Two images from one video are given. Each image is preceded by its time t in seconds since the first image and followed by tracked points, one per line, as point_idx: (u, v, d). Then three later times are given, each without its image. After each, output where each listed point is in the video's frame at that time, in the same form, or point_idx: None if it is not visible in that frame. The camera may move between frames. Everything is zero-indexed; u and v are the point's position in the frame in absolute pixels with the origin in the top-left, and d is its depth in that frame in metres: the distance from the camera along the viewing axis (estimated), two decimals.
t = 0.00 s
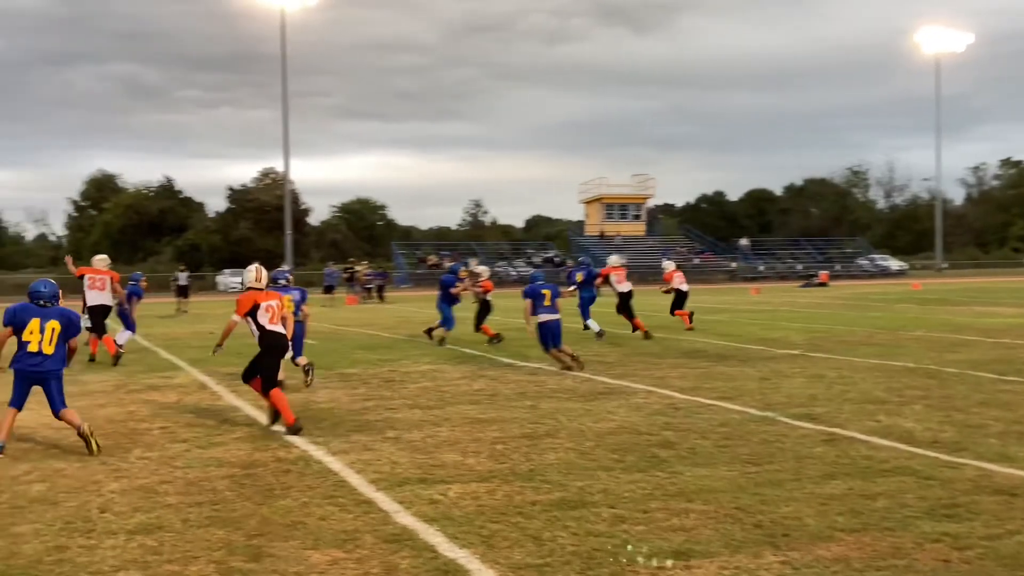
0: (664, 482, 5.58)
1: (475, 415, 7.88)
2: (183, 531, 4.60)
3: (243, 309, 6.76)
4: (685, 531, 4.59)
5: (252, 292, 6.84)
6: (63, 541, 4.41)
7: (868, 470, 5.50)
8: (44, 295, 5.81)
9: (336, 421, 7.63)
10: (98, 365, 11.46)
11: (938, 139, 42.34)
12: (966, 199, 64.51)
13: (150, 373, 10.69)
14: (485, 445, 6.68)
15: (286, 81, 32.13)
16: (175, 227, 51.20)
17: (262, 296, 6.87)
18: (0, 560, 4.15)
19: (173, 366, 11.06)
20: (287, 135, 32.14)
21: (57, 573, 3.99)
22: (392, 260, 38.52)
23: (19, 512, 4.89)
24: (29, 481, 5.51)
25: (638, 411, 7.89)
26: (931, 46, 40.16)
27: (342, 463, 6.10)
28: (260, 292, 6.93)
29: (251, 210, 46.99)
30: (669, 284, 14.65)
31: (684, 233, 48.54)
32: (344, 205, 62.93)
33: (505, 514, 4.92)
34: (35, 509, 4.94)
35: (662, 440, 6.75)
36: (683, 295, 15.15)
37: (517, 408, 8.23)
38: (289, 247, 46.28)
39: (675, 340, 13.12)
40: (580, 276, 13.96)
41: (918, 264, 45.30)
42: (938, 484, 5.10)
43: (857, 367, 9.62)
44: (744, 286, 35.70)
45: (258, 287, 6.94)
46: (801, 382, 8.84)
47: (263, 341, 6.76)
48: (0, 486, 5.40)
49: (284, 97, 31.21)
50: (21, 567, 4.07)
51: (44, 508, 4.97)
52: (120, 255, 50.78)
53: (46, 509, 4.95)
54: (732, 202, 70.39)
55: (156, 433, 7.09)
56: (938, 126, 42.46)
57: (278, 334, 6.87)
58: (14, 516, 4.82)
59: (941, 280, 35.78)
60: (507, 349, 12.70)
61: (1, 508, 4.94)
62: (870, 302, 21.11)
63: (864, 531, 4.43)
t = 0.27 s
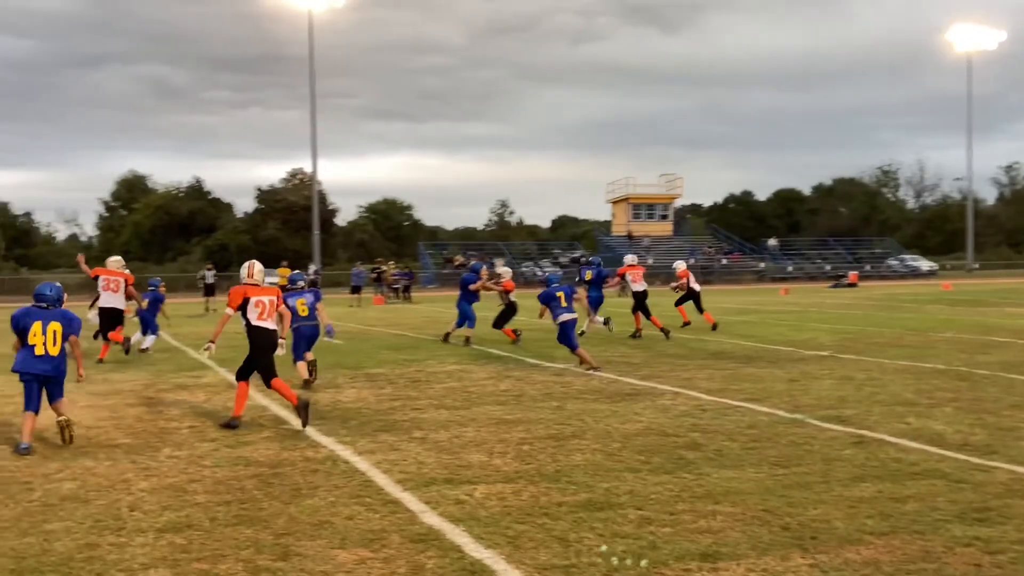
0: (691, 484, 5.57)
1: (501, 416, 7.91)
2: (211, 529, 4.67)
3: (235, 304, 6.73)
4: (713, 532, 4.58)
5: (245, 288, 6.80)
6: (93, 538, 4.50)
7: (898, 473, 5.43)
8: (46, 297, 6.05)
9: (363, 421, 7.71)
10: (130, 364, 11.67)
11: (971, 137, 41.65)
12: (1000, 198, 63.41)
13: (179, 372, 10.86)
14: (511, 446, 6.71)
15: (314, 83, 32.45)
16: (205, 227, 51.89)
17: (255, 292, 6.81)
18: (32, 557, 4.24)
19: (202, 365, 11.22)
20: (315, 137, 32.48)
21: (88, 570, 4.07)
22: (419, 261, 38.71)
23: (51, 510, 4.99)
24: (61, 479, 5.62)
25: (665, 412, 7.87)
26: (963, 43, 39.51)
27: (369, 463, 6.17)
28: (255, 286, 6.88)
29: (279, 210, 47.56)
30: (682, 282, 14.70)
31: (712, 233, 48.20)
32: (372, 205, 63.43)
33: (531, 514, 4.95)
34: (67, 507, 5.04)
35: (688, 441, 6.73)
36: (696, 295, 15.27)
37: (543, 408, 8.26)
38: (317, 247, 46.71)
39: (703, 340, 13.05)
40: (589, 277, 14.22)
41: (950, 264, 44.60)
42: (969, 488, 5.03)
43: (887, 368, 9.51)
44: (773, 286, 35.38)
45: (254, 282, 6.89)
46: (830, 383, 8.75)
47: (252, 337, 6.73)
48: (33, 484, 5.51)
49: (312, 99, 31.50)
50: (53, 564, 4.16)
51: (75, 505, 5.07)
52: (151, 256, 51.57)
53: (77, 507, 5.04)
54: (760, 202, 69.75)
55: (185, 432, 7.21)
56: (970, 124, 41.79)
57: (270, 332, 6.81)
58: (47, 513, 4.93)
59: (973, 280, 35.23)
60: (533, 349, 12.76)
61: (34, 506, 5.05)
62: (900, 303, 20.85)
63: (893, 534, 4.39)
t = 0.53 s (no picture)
0: (713, 484, 5.57)
1: (523, 415, 7.94)
2: (237, 526, 4.74)
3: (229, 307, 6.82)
4: (735, 533, 4.59)
5: (239, 292, 6.89)
6: (120, 535, 4.57)
7: (923, 474, 5.40)
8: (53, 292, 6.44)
9: (386, 420, 7.78)
10: (155, 363, 11.82)
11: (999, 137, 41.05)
12: None
13: (205, 371, 11.01)
14: (533, 445, 6.75)
15: (337, 83, 32.67)
16: (229, 227, 52.41)
17: (250, 297, 6.90)
18: (60, 552, 4.31)
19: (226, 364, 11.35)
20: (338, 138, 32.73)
21: (115, 565, 4.14)
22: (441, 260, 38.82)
23: (78, 507, 5.07)
24: (88, 477, 5.72)
25: (687, 412, 7.86)
26: (989, 42, 38.96)
27: (392, 461, 6.23)
28: (249, 290, 6.96)
29: (303, 210, 48.00)
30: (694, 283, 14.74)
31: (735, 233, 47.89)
32: (394, 206, 63.72)
33: (553, 514, 4.98)
34: (93, 503, 5.12)
35: (711, 441, 6.73)
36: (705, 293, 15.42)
37: (565, 408, 8.28)
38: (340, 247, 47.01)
39: (726, 341, 12.99)
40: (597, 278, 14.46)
41: (978, 265, 43.99)
42: (996, 490, 4.99)
43: (912, 369, 9.42)
44: (796, 287, 35.11)
45: (248, 285, 6.98)
46: (854, 384, 8.70)
47: (246, 342, 6.87)
48: (61, 481, 5.62)
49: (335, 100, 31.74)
50: (80, 559, 4.23)
51: (101, 502, 5.16)
52: (176, 255, 52.16)
53: (103, 503, 5.13)
54: (784, 202, 69.19)
55: (209, 430, 7.31)
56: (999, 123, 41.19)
57: (264, 336, 6.95)
58: (73, 509, 5.01)
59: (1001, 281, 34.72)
60: (555, 349, 12.78)
61: (61, 502, 5.14)
62: (926, 303, 20.61)
63: (918, 535, 4.37)
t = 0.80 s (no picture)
0: (735, 485, 5.56)
1: (544, 416, 7.97)
2: (259, 525, 4.80)
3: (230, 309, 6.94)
4: (758, 535, 4.58)
5: (240, 294, 7.00)
6: (143, 533, 4.63)
7: (947, 476, 5.36)
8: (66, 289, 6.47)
9: (407, 420, 7.84)
10: (179, 362, 11.98)
11: None
12: None
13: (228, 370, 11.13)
14: (554, 446, 6.77)
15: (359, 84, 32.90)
16: (252, 228, 52.91)
17: (251, 299, 7.02)
18: (83, 550, 4.38)
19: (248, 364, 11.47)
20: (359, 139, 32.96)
21: (139, 564, 4.20)
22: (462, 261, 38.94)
23: (101, 505, 5.15)
24: (111, 475, 5.81)
25: (709, 413, 7.84)
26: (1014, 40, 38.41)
27: (413, 461, 6.28)
28: (248, 291, 7.08)
29: (325, 211, 48.44)
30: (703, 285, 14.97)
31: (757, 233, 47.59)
32: (416, 206, 64.00)
33: (574, 514, 5.00)
34: (116, 502, 5.20)
35: (732, 442, 6.72)
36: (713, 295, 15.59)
37: (586, 409, 8.29)
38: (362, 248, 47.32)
39: (748, 341, 12.93)
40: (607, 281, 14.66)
41: (1004, 266, 43.40)
42: (1022, 493, 4.94)
43: (937, 370, 9.33)
44: (820, 287, 34.89)
45: (247, 286, 7.09)
46: (878, 385, 8.63)
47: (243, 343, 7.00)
48: (85, 479, 5.71)
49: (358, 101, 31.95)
50: (104, 557, 4.29)
51: (125, 501, 5.23)
52: (199, 256, 52.99)
53: (127, 502, 5.21)
54: (807, 202, 68.65)
55: (231, 430, 7.40)
56: None
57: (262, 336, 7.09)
58: (97, 508, 5.09)
59: None
60: (577, 350, 12.78)
61: (85, 501, 5.22)
62: (951, 305, 20.37)
63: (942, 538, 4.35)
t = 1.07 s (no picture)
0: (757, 487, 5.55)
1: (565, 416, 7.99)
2: (281, 524, 4.86)
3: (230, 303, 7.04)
4: (779, 536, 4.58)
5: (241, 288, 7.10)
6: (166, 532, 4.70)
7: (972, 478, 5.32)
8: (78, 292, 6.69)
9: (428, 420, 7.89)
10: (203, 362, 12.12)
11: None
12: None
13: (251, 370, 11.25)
14: (575, 446, 6.79)
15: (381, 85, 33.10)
16: (274, 229, 53.38)
17: (252, 294, 7.13)
18: (108, 548, 4.45)
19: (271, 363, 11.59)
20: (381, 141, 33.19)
21: (163, 562, 4.27)
22: (483, 262, 39.02)
23: (126, 503, 5.23)
24: (136, 474, 5.90)
25: (730, 414, 7.82)
26: None
27: (434, 462, 6.33)
28: (248, 286, 7.19)
29: (347, 211, 48.96)
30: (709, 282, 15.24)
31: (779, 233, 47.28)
32: (437, 207, 64.25)
33: (595, 515, 5.02)
34: (141, 500, 5.29)
35: (754, 444, 6.70)
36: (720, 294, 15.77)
37: (607, 409, 8.30)
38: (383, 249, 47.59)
39: (771, 342, 12.87)
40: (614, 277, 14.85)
41: None
42: None
43: (962, 372, 9.24)
44: (842, 287, 34.64)
45: (248, 281, 7.20)
46: (901, 386, 8.57)
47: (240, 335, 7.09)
48: (110, 478, 5.80)
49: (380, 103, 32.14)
50: (128, 555, 4.36)
51: (149, 499, 5.32)
52: (222, 256, 53.64)
53: (151, 500, 5.29)
54: (829, 202, 68.11)
55: (254, 429, 7.50)
56: None
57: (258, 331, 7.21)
58: (121, 506, 5.17)
59: None
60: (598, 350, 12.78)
61: (109, 499, 5.30)
62: (976, 306, 20.14)
63: (966, 541, 4.32)
